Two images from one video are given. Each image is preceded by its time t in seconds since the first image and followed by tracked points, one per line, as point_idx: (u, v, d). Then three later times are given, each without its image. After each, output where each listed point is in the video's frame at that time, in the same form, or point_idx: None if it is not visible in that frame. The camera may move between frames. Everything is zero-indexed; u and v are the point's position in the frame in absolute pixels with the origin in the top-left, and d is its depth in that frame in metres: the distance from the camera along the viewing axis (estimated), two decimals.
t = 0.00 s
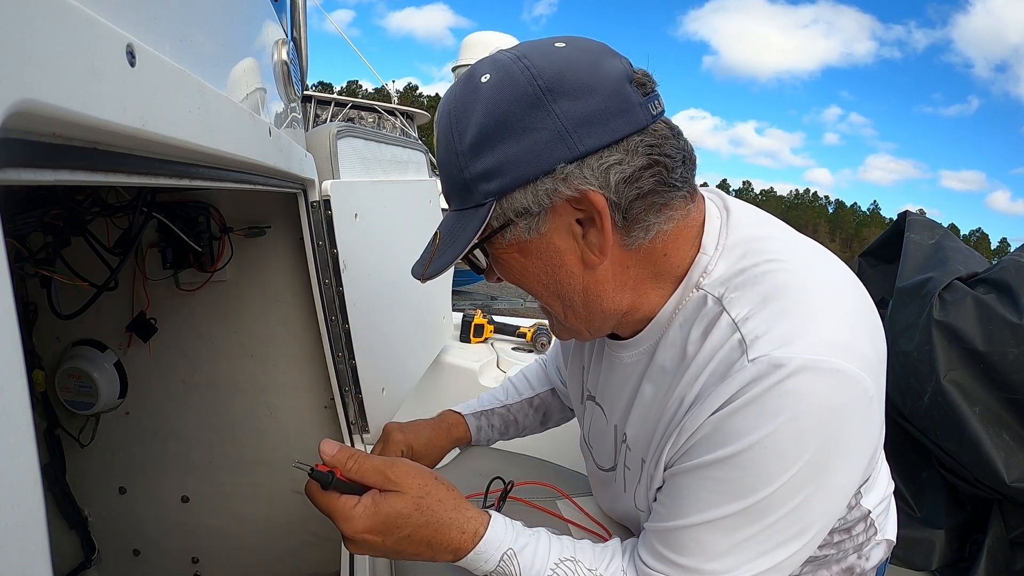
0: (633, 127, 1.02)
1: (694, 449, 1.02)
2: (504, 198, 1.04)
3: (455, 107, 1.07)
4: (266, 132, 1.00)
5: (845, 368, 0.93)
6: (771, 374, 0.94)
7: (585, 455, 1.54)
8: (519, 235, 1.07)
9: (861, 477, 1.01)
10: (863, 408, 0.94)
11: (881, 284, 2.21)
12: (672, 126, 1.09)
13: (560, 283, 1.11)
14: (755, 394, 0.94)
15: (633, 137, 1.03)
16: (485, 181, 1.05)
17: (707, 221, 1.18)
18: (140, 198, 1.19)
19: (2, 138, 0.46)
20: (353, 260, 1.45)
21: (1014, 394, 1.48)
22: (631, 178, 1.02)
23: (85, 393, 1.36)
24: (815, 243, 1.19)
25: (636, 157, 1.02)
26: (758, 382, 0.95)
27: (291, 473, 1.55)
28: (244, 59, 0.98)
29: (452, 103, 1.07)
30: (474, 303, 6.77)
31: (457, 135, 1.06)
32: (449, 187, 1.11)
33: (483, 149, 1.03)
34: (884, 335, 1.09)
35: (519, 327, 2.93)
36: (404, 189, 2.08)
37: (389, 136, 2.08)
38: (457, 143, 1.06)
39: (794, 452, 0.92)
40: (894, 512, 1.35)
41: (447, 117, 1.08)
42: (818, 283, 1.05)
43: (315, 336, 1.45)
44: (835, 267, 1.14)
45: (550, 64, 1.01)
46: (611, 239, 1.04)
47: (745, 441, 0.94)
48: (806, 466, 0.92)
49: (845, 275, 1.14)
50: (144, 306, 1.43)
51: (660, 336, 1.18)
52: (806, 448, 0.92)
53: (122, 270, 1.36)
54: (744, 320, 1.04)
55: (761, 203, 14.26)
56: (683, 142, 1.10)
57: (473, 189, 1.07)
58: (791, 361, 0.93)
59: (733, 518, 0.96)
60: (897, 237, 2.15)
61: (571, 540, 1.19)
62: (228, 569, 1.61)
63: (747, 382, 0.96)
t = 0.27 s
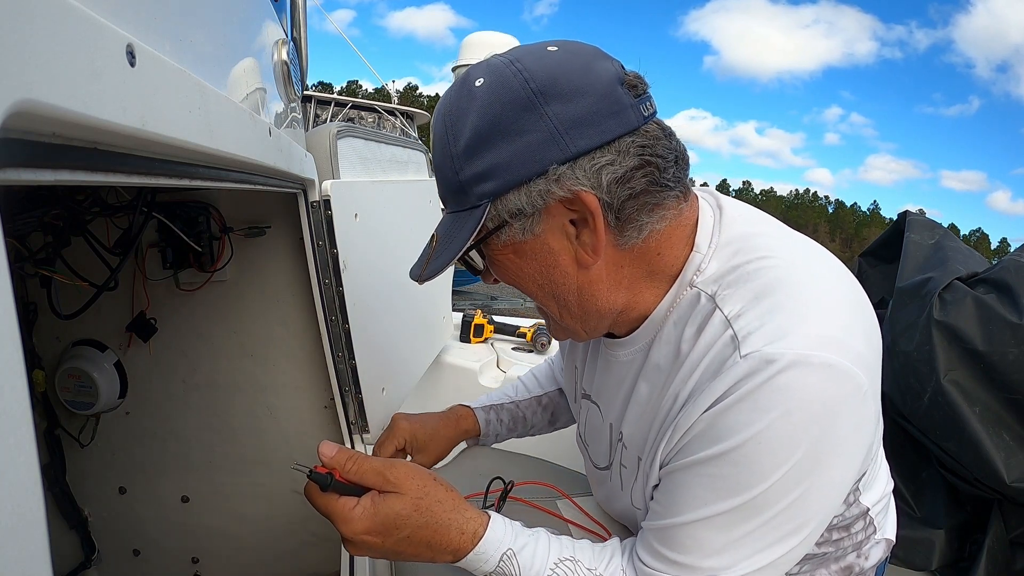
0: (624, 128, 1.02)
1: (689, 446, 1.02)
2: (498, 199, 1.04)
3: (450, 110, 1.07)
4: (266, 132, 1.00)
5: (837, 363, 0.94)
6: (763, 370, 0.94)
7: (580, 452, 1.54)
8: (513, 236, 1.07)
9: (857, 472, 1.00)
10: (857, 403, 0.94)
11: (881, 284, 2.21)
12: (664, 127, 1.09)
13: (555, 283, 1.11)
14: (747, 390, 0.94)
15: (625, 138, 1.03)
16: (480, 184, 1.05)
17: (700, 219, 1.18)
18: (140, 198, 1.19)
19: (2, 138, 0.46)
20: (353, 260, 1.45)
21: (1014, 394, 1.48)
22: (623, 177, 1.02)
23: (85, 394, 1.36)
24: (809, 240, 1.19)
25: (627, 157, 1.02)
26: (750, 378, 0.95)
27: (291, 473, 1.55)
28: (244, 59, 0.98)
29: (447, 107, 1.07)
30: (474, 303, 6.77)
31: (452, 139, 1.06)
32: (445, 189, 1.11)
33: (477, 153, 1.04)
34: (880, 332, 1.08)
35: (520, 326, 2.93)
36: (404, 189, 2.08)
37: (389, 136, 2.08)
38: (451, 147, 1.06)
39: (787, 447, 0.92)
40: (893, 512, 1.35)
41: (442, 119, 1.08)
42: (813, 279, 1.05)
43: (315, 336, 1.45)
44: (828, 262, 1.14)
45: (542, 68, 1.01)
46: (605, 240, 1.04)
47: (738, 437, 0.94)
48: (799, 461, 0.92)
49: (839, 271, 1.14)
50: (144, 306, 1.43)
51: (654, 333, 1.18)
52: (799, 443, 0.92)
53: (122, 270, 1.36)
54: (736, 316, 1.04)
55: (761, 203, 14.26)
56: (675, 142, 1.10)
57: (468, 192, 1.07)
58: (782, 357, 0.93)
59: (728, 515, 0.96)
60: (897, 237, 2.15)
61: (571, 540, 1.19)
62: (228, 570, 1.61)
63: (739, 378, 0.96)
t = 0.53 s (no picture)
0: (598, 132, 1.01)
1: (681, 439, 1.02)
2: (483, 207, 1.05)
3: (438, 127, 1.10)
4: (265, 131, 1.00)
5: (825, 354, 0.93)
6: (749, 362, 0.94)
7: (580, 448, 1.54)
8: (501, 242, 1.07)
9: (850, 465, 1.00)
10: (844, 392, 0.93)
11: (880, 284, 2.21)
12: (642, 127, 1.07)
13: (545, 286, 1.11)
14: (734, 383, 0.94)
15: (599, 141, 1.02)
16: (467, 195, 1.06)
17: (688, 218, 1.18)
18: (140, 198, 1.19)
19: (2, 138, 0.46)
20: (353, 260, 1.45)
21: (1014, 394, 1.48)
22: (599, 179, 1.01)
23: (85, 393, 1.36)
24: (804, 238, 1.18)
25: (601, 160, 1.02)
26: (736, 370, 0.95)
27: (291, 473, 1.55)
28: (244, 60, 0.98)
29: (433, 126, 1.10)
30: (474, 303, 6.77)
31: (439, 156, 1.08)
32: (438, 203, 1.13)
33: (461, 167, 1.05)
34: (872, 328, 1.08)
35: (520, 326, 2.93)
36: (404, 189, 2.08)
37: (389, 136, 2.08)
38: (439, 164, 1.09)
39: (776, 439, 0.91)
40: (893, 512, 1.35)
41: (430, 137, 1.11)
42: (806, 275, 1.05)
43: (316, 336, 1.45)
44: (819, 259, 1.14)
45: (514, 81, 1.02)
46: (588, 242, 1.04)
47: (725, 430, 0.93)
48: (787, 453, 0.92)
49: (832, 268, 1.13)
50: (144, 306, 1.43)
51: (645, 330, 1.18)
52: (787, 436, 0.91)
53: (121, 270, 1.36)
54: (724, 311, 1.05)
55: (761, 203, 14.26)
56: (652, 141, 1.08)
57: (457, 204, 1.08)
58: (768, 349, 0.94)
59: (721, 508, 0.95)
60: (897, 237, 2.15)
61: (571, 538, 1.19)
62: (228, 570, 1.61)
63: (727, 371, 0.97)
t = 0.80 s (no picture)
0: (598, 132, 1.02)
1: (683, 434, 1.02)
2: (485, 204, 1.05)
3: (439, 126, 1.10)
4: (265, 131, 1.00)
5: (825, 347, 0.94)
6: (749, 356, 0.95)
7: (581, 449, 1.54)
8: (502, 240, 1.07)
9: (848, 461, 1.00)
10: (843, 388, 0.93)
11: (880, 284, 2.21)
12: (640, 127, 1.08)
13: (545, 283, 1.11)
14: (734, 377, 0.95)
15: (600, 141, 1.03)
16: (467, 193, 1.06)
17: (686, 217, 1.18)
18: (140, 198, 1.19)
19: (2, 138, 0.46)
20: (353, 260, 1.45)
21: (1014, 394, 1.48)
22: (601, 176, 1.02)
23: (85, 393, 1.36)
24: (802, 240, 1.18)
25: (603, 158, 1.02)
26: (738, 364, 0.96)
27: (291, 473, 1.55)
28: (244, 60, 0.98)
29: (435, 123, 1.10)
30: (474, 303, 6.76)
31: (440, 153, 1.08)
32: (439, 200, 1.13)
33: (462, 164, 1.05)
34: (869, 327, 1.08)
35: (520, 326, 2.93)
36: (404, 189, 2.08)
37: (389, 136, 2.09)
38: (440, 161, 1.09)
39: (776, 432, 0.91)
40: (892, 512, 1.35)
41: (431, 137, 1.11)
42: (809, 276, 1.05)
43: (316, 336, 1.45)
44: (817, 259, 1.13)
45: (518, 80, 1.03)
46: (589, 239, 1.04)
47: (728, 422, 0.94)
48: (788, 446, 0.92)
49: (829, 267, 1.13)
50: (143, 306, 1.43)
51: (646, 329, 1.18)
52: (788, 429, 0.91)
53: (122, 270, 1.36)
54: (725, 308, 1.05)
55: (761, 203, 14.26)
56: (653, 142, 1.09)
57: (457, 202, 1.08)
58: (768, 342, 0.94)
59: (723, 502, 0.95)
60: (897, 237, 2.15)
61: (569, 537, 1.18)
62: (228, 569, 1.61)
63: (728, 366, 0.97)
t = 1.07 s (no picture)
0: (631, 122, 1.03)
1: (692, 440, 1.02)
2: (506, 189, 1.04)
3: (456, 103, 1.06)
4: (265, 131, 1.00)
5: (838, 358, 0.94)
6: (764, 364, 0.94)
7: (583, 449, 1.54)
8: (521, 228, 1.06)
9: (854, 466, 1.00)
10: (855, 398, 0.94)
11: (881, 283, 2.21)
12: (668, 122, 1.09)
13: (560, 276, 1.10)
14: (749, 384, 0.94)
15: (631, 132, 1.04)
16: (487, 174, 1.04)
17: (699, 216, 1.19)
18: (140, 198, 1.19)
19: (2, 138, 0.46)
20: (353, 260, 1.45)
21: (1014, 394, 1.48)
22: (632, 169, 1.02)
23: (85, 393, 1.36)
24: (811, 237, 1.18)
25: (634, 150, 1.03)
26: (752, 371, 0.95)
27: (291, 473, 1.55)
28: (244, 60, 0.98)
29: (456, 96, 1.07)
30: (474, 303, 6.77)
31: (460, 129, 1.05)
32: (451, 179, 1.10)
33: (485, 143, 1.03)
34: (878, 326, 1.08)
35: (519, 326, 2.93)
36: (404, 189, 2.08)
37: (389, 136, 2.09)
38: (459, 136, 1.05)
39: (789, 440, 0.92)
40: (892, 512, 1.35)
41: (447, 115, 1.08)
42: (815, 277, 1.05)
43: (316, 336, 1.45)
44: (826, 258, 1.13)
45: (552, 61, 1.02)
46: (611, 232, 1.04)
47: (742, 429, 0.94)
48: (798, 455, 0.92)
49: (839, 267, 1.13)
50: (144, 306, 1.43)
51: (654, 330, 1.18)
52: (801, 436, 0.92)
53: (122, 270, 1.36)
54: (738, 313, 1.05)
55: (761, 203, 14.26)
56: (680, 139, 1.11)
57: (475, 182, 1.06)
58: (784, 351, 0.94)
59: (733, 508, 0.95)
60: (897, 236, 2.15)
61: (569, 537, 1.18)
62: (229, 569, 1.61)
63: (741, 372, 0.97)
